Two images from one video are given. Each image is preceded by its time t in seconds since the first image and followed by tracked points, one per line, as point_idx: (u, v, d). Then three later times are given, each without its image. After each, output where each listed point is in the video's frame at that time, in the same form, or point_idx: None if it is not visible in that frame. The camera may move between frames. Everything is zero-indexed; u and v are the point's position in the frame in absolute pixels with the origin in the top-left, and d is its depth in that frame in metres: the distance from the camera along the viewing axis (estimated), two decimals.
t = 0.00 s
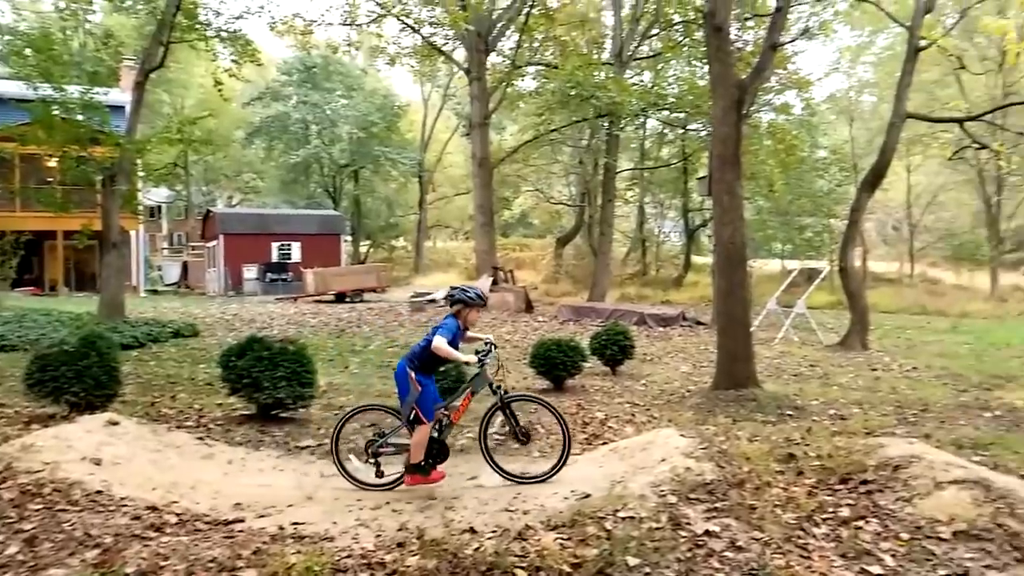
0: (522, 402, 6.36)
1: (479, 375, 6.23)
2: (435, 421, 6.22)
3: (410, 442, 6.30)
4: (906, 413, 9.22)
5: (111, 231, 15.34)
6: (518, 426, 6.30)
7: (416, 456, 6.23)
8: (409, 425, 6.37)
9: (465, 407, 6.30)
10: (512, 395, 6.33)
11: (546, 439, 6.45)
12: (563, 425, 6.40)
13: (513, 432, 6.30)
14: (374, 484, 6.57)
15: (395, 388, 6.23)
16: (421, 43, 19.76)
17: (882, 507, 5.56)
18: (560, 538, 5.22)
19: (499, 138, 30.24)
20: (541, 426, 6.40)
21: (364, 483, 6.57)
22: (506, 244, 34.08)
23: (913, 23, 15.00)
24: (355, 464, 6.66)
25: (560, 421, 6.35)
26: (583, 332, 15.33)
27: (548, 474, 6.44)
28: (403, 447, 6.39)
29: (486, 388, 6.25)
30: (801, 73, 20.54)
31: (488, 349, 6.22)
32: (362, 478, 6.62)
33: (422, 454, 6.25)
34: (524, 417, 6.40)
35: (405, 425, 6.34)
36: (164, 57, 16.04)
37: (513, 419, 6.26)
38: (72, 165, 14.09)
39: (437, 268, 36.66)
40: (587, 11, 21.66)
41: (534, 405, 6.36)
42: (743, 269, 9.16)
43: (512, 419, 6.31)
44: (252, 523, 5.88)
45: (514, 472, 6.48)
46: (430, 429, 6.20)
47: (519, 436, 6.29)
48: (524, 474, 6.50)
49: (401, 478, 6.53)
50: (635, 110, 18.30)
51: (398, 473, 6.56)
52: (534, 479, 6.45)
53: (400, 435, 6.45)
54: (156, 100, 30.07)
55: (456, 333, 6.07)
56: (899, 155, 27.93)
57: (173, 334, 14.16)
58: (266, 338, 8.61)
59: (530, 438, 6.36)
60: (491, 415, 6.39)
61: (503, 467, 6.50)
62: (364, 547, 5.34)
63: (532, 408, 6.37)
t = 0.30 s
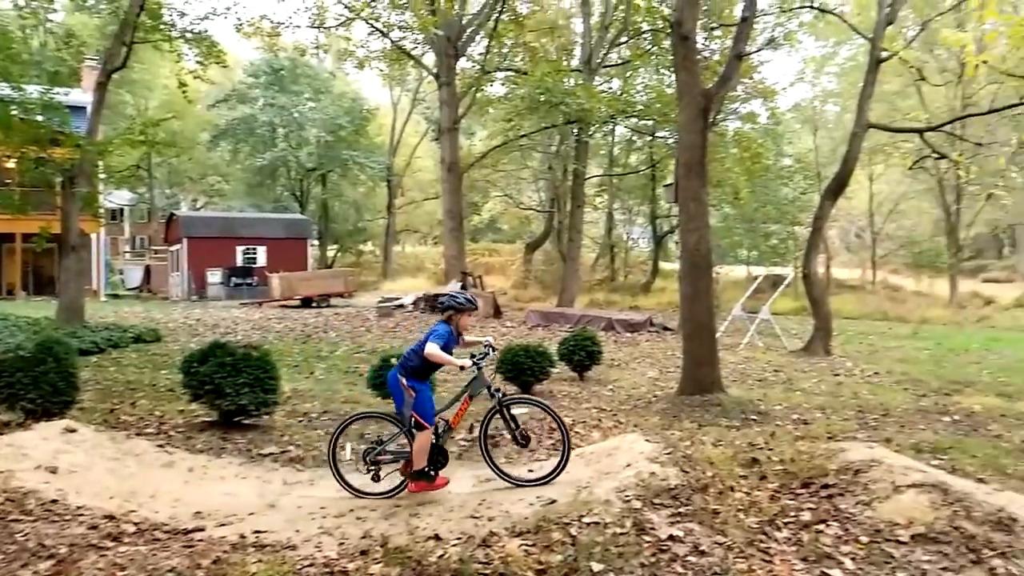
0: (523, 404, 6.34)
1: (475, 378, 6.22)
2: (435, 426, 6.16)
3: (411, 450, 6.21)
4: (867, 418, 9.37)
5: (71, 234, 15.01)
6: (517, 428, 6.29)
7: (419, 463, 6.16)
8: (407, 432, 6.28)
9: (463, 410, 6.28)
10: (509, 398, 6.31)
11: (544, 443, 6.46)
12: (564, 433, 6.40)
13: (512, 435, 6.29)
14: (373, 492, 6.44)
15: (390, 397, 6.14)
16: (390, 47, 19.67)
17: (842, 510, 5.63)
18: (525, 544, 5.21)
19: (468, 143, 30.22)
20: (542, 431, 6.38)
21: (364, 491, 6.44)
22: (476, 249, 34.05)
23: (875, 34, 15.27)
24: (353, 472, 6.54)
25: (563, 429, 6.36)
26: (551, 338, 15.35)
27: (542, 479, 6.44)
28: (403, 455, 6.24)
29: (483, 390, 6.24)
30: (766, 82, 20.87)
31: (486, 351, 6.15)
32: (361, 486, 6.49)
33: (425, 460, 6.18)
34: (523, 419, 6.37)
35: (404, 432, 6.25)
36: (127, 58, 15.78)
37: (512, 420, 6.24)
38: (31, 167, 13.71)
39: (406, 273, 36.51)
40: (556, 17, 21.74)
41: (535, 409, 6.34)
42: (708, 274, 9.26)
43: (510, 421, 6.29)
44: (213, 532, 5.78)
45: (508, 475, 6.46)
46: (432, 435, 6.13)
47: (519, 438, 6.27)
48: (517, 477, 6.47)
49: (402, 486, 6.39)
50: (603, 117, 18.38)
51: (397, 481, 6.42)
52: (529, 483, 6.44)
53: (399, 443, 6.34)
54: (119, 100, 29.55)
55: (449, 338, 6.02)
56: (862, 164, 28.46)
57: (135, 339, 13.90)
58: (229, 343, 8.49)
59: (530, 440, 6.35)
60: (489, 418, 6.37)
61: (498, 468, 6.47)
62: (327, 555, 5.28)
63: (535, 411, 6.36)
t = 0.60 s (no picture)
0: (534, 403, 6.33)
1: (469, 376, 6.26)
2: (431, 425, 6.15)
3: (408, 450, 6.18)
4: (827, 418, 9.52)
5: (25, 236, 14.64)
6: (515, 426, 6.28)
7: (416, 463, 6.14)
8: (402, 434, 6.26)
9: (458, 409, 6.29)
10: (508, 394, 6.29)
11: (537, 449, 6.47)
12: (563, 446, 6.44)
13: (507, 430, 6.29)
14: (370, 496, 6.32)
15: (382, 401, 6.13)
16: (356, 47, 19.56)
17: (801, 509, 5.69)
18: (487, 547, 5.20)
19: (435, 145, 30.12)
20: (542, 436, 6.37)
21: (361, 495, 6.31)
22: (443, 251, 33.95)
23: (836, 41, 15.52)
24: (348, 476, 6.39)
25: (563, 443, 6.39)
26: (517, 340, 15.36)
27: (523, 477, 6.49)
28: (400, 457, 6.19)
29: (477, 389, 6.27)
30: (730, 87, 21.12)
31: (479, 350, 6.18)
32: (357, 490, 6.35)
33: (422, 460, 6.17)
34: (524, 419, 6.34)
35: (401, 434, 6.20)
36: (84, 56, 15.45)
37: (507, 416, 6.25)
38: None
39: (372, 276, 36.28)
40: (523, 20, 21.79)
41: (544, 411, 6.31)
42: (673, 276, 9.29)
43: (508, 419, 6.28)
44: (170, 539, 5.66)
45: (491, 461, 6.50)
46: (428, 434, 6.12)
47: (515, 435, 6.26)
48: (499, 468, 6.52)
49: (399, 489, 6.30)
50: (570, 120, 18.42)
51: (395, 483, 6.32)
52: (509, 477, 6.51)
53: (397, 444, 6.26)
54: (76, 99, 28.91)
55: (440, 340, 6.02)
56: (823, 169, 28.96)
57: (91, 343, 13.60)
58: (188, 347, 8.35)
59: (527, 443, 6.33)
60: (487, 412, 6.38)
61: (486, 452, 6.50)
62: (287, 562, 5.20)
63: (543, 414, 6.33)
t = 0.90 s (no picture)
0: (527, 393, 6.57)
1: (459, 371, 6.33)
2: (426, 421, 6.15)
3: (402, 447, 6.19)
4: (787, 418, 9.66)
5: None
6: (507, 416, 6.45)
7: (410, 458, 6.14)
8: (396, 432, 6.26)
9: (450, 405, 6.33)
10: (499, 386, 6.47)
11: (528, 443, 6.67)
12: (555, 438, 6.73)
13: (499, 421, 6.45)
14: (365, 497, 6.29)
15: (375, 400, 6.14)
16: (321, 46, 19.42)
17: (760, 509, 5.76)
18: (449, 550, 5.18)
19: (401, 145, 29.99)
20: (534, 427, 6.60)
21: (357, 497, 6.28)
22: (408, 253, 33.79)
23: (797, 48, 15.76)
24: (341, 478, 6.36)
25: (556, 434, 6.65)
26: (483, 341, 15.35)
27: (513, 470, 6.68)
28: (395, 455, 6.21)
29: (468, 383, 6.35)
30: (694, 92, 21.34)
31: (468, 344, 6.29)
32: (352, 492, 6.32)
33: (416, 456, 6.18)
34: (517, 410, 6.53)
35: (394, 431, 6.22)
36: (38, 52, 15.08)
37: (500, 409, 6.40)
38: None
39: (336, 277, 35.98)
40: (489, 22, 21.82)
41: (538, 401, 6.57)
42: (636, 279, 9.33)
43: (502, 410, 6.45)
44: (125, 546, 5.54)
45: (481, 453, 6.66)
46: (424, 430, 6.13)
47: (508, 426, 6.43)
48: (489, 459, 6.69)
49: (394, 489, 6.29)
50: (536, 122, 18.43)
51: (390, 483, 6.31)
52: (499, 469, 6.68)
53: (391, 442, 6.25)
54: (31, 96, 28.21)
55: (431, 337, 6.09)
56: (785, 173, 29.43)
57: (45, 345, 13.27)
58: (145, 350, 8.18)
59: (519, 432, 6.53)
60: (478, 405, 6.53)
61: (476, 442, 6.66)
62: (245, 568, 5.12)
63: (536, 405, 6.57)
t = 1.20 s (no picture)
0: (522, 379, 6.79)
1: (453, 361, 6.35)
2: (422, 413, 6.16)
3: (398, 441, 6.21)
4: (751, 419, 9.79)
5: None
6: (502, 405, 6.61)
7: (407, 450, 6.16)
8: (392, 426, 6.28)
9: (445, 396, 6.36)
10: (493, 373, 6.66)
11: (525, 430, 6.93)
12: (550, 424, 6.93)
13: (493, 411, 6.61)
14: (363, 496, 6.29)
15: (369, 395, 6.14)
16: (288, 45, 19.27)
17: (724, 509, 5.81)
18: (414, 554, 5.17)
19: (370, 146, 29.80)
20: (531, 414, 6.83)
21: (355, 496, 6.28)
22: (377, 254, 33.59)
23: (763, 53, 15.93)
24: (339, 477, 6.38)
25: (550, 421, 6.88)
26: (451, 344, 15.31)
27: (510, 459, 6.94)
28: (391, 451, 6.21)
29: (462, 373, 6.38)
30: (662, 96, 21.49)
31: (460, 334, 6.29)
32: (350, 492, 6.33)
33: (412, 448, 6.18)
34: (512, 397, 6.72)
35: (389, 427, 6.24)
36: None
37: (494, 397, 6.55)
38: None
39: (303, 279, 35.63)
40: (459, 23, 21.82)
41: (534, 387, 6.78)
42: (604, 281, 9.36)
43: (496, 398, 6.62)
44: (82, 552, 5.43)
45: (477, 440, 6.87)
46: (421, 421, 6.14)
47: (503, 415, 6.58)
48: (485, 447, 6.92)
49: (393, 486, 6.31)
50: (506, 124, 18.40)
51: (389, 480, 6.32)
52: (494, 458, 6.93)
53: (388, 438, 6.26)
54: None
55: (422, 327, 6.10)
56: (751, 177, 29.81)
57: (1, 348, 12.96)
58: (104, 352, 8.03)
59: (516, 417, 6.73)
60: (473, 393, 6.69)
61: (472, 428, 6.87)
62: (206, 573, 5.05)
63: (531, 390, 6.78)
